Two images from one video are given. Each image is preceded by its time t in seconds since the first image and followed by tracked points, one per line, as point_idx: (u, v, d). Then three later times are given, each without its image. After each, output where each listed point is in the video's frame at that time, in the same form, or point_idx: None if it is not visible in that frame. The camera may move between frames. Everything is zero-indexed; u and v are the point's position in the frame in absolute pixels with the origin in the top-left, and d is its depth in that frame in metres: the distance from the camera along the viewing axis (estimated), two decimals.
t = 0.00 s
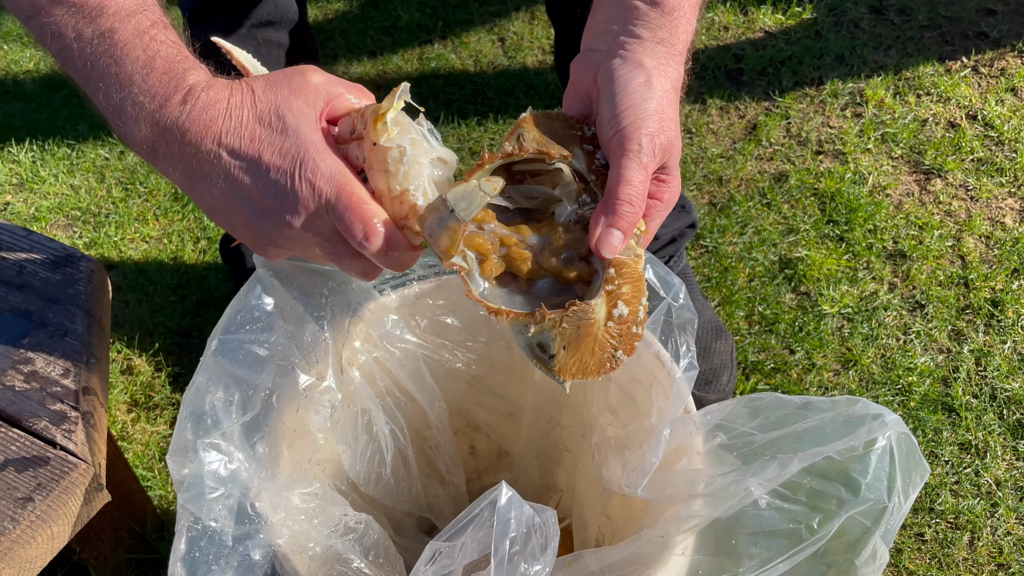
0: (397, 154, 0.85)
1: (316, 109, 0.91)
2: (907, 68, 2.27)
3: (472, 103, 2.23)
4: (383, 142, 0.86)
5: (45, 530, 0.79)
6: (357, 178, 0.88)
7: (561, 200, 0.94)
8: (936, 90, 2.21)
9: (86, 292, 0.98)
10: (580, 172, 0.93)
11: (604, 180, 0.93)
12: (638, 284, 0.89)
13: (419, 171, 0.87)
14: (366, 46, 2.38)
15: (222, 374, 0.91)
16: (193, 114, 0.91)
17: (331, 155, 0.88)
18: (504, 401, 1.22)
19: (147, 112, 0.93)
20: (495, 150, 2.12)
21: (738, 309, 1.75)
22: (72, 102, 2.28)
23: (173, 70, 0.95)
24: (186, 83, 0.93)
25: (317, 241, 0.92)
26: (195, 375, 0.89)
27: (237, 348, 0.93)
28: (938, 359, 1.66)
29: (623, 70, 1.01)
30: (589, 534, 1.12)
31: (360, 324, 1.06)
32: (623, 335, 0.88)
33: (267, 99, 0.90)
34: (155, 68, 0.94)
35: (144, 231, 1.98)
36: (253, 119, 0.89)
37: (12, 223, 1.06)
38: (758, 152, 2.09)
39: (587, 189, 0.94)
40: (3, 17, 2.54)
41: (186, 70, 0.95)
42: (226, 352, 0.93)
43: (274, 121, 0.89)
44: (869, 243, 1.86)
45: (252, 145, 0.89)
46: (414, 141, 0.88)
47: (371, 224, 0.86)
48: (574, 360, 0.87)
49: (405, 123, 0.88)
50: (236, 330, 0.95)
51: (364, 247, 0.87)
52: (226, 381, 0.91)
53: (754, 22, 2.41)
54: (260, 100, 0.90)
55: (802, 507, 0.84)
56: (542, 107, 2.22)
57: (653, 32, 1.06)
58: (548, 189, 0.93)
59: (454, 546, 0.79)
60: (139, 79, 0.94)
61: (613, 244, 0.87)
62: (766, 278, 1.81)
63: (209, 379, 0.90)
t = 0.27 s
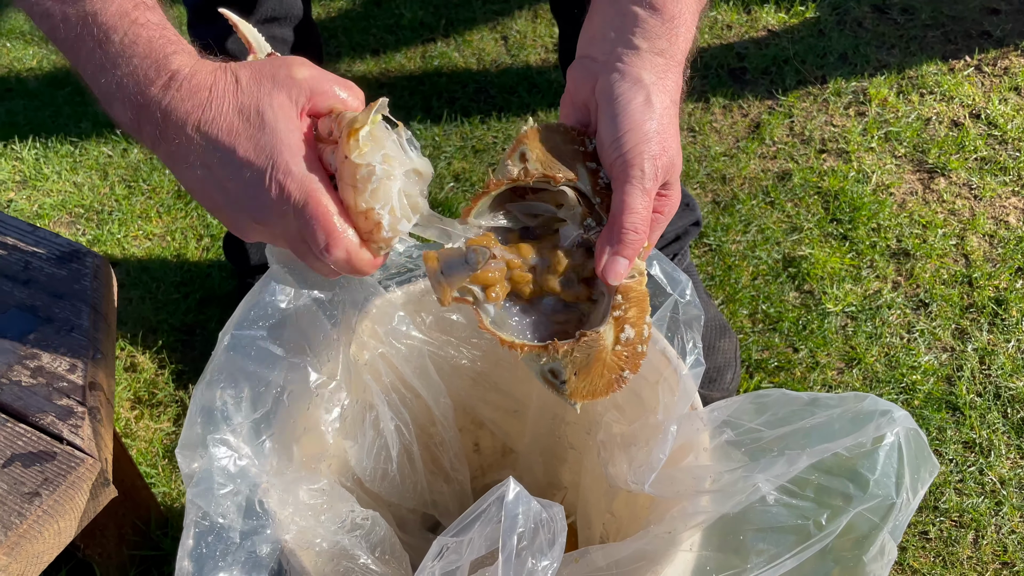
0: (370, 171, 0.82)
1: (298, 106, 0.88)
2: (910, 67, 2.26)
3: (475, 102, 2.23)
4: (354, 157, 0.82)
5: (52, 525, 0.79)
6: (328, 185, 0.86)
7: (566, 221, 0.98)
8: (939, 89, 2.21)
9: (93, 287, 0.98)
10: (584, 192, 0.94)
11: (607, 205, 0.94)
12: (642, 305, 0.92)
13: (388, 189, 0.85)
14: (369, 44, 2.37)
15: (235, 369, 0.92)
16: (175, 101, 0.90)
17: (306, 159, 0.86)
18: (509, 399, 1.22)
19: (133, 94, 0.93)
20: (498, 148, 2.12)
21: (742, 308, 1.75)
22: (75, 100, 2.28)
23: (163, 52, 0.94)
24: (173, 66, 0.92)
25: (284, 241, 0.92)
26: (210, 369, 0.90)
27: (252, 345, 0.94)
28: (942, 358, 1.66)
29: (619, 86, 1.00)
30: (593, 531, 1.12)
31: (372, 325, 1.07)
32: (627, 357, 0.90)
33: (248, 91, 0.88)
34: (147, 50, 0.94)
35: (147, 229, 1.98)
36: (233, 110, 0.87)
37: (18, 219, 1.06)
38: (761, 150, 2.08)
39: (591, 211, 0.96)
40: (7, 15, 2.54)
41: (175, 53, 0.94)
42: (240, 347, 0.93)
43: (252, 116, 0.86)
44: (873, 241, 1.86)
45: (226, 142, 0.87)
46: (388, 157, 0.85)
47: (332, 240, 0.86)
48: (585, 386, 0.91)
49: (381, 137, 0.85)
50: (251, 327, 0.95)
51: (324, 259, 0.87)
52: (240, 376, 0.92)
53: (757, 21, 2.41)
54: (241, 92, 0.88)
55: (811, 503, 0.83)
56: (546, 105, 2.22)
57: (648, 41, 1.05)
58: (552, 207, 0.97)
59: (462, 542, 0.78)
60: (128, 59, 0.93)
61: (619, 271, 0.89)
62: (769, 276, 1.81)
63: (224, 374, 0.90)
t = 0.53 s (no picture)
0: (310, 136, 0.85)
1: (251, 66, 0.87)
2: (912, 66, 2.26)
3: (477, 100, 2.23)
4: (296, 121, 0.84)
5: (57, 521, 0.79)
6: (285, 146, 0.87)
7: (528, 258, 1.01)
8: (941, 88, 2.21)
9: (96, 284, 0.98)
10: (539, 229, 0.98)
11: (555, 240, 0.96)
12: (585, 344, 0.89)
13: (335, 150, 0.88)
14: (370, 43, 2.38)
15: (236, 365, 0.92)
16: (141, 68, 0.90)
17: (259, 121, 0.86)
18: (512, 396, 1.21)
19: (109, 58, 0.95)
20: (500, 147, 2.12)
21: (744, 306, 1.75)
22: (77, 98, 2.28)
23: (129, 19, 0.94)
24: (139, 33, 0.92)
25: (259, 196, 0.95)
26: (211, 364, 0.90)
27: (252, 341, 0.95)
28: (944, 356, 1.66)
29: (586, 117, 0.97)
30: (596, 529, 1.12)
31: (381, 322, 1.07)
32: (563, 397, 0.90)
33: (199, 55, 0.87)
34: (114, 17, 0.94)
35: (149, 227, 1.98)
36: (187, 75, 0.87)
37: (21, 216, 1.06)
38: (763, 149, 2.08)
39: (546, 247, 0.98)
40: (9, 13, 2.55)
41: (141, 18, 0.93)
42: (242, 345, 0.94)
43: (202, 82, 0.86)
44: (875, 240, 1.86)
45: (185, 108, 0.88)
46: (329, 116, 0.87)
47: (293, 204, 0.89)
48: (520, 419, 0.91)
49: (320, 95, 0.87)
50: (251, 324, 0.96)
51: (288, 219, 0.91)
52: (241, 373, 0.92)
53: (759, 20, 2.41)
54: (195, 56, 0.87)
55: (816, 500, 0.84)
56: (547, 104, 2.22)
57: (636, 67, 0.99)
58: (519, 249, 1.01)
59: (466, 538, 0.78)
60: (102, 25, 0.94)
61: (555, 303, 0.87)
62: (771, 275, 1.81)
63: (225, 369, 0.91)
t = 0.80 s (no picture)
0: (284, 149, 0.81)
1: (236, 58, 0.86)
2: (912, 64, 2.26)
3: (477, 98, 2.23)
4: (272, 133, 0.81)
5: (56, 515, 0.79)
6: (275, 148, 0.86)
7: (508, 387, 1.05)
8: (941, 86, 2.20)
9: (96, 279, 0.98)
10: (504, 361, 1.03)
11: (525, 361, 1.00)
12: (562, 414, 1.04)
13: (316, 156, 0.83)
14: (370, 40, 2.38)
15: (241, 359, 0.92)
16: (149, 56, 0.94)
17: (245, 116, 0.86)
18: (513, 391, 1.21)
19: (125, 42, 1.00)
20: (499, 144, 2.12)
21: (745, 304, 1.75)
22: (77, 96, 2.28)
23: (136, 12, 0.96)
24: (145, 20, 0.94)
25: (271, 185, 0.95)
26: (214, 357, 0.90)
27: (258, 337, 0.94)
28: (945, 354, 1.65)
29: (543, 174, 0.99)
30: (596, 525, 1.12)
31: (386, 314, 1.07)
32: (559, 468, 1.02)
33: (188, 47, 0.87)
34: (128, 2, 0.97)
35: (148, 224, 1.98)
36: (180, 69, 0.88)
37: (20, 211, 1.06)
38: (764, 147, 2.08)
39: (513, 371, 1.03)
40: (8, 11, 2.55)
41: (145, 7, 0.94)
42: (246, 340, 0.94)
43: (191, 74, 0.87)
44: (875, 238, 1.86)
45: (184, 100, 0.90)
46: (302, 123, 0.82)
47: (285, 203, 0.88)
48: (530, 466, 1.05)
49: (294, 102, 0.82)
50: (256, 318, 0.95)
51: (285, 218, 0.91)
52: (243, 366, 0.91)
53: (759, 18, 2.41)
54: (183, 49, 0.87)
55: (816, 495, 0.83)
56: (547, 102, 2.22)
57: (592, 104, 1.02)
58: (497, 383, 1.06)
59: (466, 532, 0.79)
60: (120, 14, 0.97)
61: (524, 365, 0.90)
62: (771, 272, 1.80)
63: (227, 363, 0.91)
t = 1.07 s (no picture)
0: (344, 117, 0.80)
1: (293, 43, 0.83)
2: (911, 63, 2.26)
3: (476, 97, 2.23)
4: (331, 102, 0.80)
5: (54, 515, 0.79)
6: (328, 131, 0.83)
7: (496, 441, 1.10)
8: (940, 85, 2.20)
9: (94, 278, 0.97)
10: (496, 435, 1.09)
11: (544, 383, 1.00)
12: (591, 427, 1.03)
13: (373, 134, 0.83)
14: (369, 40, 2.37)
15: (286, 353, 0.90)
16: (172, 44, 0.87)
17: (301, 98, 0.82)
18: (510, 390, 1.21)
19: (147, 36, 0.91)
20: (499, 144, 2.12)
21: (744, 303, 1.75)
22: (75, 95, 2.28)
23: None
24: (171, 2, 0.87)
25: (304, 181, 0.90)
26: (261, 347, 0.88)
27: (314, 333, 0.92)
28: (943, 353, 1.65)
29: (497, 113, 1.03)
30: (595, 525, 1.12)
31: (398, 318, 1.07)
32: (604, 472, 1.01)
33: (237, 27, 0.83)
34: None
35: (147, 223, 1.98)
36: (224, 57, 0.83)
37: (18, 210, 1.06)
38: (763, 146, 2.08)
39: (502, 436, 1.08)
40: (7, 10, 2.55)
41: None
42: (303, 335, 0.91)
43: (241, 54, 0.82)
44: (874, 237, 1.86)
45: (224, 84, 0.84)
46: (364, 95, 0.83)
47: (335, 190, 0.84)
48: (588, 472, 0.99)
49: (358, 76, 0.84)
50: (312, 312, 0.93)
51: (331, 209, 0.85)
52: (292, 362, 0.89)
53: (758, 17, 2.41)
54: (231, 32, 0.83)
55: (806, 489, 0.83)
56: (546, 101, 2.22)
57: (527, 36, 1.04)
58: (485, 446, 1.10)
59: (467, 530, 0.79)
60: None
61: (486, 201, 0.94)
62: (770, 272, 1.80)
63: (275, 355, 0.88)
